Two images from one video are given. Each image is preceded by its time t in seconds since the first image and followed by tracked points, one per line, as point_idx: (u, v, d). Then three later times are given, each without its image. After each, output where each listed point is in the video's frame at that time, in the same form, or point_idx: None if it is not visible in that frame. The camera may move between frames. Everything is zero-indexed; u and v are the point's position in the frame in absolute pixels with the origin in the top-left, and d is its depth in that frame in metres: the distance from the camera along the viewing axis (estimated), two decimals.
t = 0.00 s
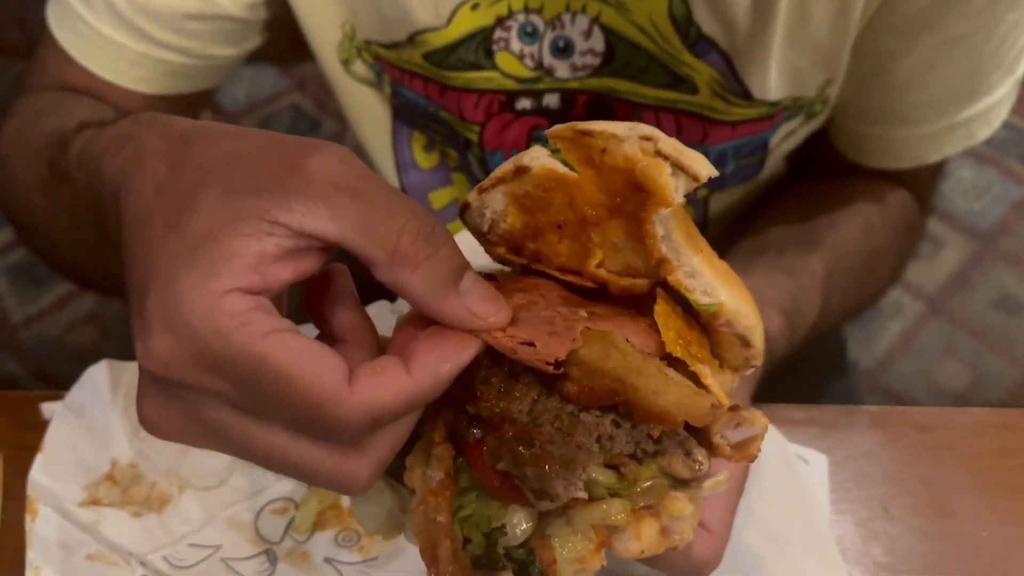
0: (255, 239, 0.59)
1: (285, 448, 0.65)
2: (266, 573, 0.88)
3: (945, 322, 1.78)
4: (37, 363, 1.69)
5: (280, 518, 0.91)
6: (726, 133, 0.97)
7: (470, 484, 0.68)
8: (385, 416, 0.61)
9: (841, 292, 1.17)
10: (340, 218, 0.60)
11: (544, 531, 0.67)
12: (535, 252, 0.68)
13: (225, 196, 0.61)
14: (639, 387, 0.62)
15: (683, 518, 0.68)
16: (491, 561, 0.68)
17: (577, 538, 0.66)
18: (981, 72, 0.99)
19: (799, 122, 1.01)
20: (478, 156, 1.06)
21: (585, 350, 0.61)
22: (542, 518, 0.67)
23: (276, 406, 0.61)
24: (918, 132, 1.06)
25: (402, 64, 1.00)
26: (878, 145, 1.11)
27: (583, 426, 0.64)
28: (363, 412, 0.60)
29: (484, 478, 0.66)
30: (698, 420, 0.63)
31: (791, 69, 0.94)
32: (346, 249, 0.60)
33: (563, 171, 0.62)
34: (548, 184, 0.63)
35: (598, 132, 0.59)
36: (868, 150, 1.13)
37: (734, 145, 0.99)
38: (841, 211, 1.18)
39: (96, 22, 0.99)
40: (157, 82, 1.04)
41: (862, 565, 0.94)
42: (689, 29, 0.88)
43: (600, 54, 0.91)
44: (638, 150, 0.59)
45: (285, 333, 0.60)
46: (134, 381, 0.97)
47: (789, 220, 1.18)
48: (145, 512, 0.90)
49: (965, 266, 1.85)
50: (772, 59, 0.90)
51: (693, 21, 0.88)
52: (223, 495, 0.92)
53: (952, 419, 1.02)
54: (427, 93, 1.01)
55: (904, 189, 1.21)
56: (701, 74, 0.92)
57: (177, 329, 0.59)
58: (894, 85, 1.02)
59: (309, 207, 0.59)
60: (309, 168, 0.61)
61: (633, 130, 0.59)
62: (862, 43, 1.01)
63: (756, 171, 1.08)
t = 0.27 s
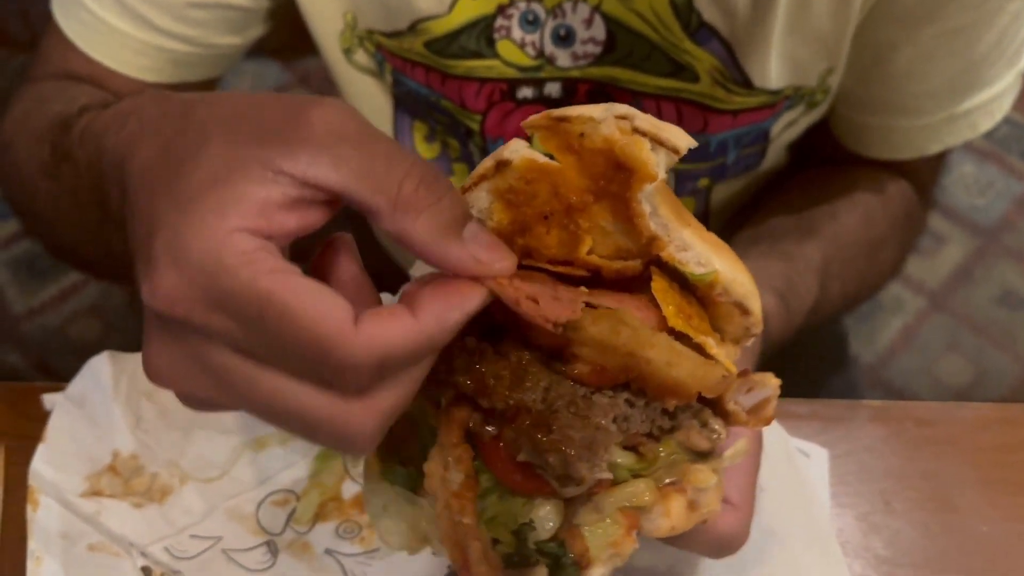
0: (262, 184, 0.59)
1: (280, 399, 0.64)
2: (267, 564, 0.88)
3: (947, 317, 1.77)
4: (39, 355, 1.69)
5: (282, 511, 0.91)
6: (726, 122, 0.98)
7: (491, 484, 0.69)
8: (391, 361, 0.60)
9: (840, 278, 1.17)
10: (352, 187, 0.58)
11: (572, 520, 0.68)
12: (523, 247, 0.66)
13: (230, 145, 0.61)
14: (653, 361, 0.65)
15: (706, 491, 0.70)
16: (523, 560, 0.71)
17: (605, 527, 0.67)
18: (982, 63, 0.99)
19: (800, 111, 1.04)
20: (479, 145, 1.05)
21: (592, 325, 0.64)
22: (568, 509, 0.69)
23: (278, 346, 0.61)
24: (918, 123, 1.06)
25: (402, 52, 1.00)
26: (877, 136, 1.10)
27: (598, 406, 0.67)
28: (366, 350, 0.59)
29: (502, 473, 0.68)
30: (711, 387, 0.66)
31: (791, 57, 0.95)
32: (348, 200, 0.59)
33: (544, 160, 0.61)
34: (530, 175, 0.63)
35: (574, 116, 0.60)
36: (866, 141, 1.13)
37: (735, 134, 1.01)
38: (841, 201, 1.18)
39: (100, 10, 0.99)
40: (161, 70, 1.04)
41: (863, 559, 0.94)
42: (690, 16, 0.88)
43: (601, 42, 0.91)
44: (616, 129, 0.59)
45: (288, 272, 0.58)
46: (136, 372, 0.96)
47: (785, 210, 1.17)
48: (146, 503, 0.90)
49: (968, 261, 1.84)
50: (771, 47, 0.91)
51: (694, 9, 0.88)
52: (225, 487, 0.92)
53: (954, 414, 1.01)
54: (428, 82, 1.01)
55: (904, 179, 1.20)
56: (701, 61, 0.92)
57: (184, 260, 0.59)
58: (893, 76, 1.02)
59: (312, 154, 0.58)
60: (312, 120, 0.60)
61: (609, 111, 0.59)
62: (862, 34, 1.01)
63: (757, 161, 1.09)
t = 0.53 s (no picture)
0: (286, 125, 0.57)
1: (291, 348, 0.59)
2: (274, 545, 0.89)
3: (950, 309, 1.78)
4: (43, 343, 1.69)
5: (287, 492, 0.92)
6: (732, 105, 0.99)
7: (516, 472, 0.69)
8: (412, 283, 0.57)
9: (842, 259, 1.17)
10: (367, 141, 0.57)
11: (601, 499, 0.68)
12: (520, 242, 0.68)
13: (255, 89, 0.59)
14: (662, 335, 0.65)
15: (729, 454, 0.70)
16: (554, 542, 0.67)
17: (632, 503, 0.67)
18: (987, 48, 1.00)
19: (804, 97, 1.05)
20: (485, 129, 1.05)
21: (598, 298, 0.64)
22: (592, 490, 0.68)
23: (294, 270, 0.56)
24: (922, 109, 1.07)
25: (409, 36, 0.99)
26: (880, 121, 1.11)
27: (613, 380, 0.67)
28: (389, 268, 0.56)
29: (525, 456, 0.68)
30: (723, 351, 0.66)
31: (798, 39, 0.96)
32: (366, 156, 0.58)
33: (534, 146, 0.64)
34: (522, 162, 0.65)
35: (558, 99, 0.62)
36: (870, 128, 1.13)
37: (740, 118, 1.01)
38: (842, 188, 1.18)
39: None
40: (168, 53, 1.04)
41: (865, 543, 0.94)
42: None
43: (607, 26, 0.91)
44: (601, 108, 0.61)
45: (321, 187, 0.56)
46: (143, 354, 0.96)
47: (789, 197, 1.18)
48: (153, 484, 0.90)
49: (970, 253, 1.85)
50: (777, 28, 0.92)
51: None
52: (231, 469, 0.92)
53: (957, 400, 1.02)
54: (435, 66, 1.01)
55: (908, 169, 1.21)
56: (707, 44, 0.93)
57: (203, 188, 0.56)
58: (898, 61, 1.03)
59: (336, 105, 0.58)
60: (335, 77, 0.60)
61: (592, 91, 0.61)
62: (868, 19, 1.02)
63: (762, 146, 1.09)
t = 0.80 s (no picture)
0: (287, 38, 0.52)
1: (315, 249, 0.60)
2: (284, 518, 0.90)
3: (952, 296, 1.78)
4: (49, 327, 1.70)
5: (297, 465, 0.94)
6: (742, 80, 1.05)
7: (535, 446, 0.74)
8: (427, 170, 0.53)
9: (848, 234, 1.22)
10: (379, 66, 0.51)
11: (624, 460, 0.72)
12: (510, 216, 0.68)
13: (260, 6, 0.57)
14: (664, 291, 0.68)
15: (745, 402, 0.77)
16: (581, 506, 0.73)
17: (655, 460, 0.72)
18: (989, 30, 1.10)
19: (813, 72, 1.14)
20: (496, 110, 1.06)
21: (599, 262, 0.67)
22: (614, 452, 0.72)
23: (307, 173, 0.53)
24: (930, 85, 1.15)
25: (422, 17, 1.00)
26: (883, 100, 1.21)
27: (621, 341, 0.69)
28: (401, 155, 0.51)
29: (546, 424, 0.72)
30: (725, 301, 0.69)
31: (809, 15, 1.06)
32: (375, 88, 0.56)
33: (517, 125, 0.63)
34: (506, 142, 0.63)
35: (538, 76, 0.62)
36: (877, 105, 1.22)
37: (749, 94, 1.08)
38: (845, 166, 1.25)
39: None
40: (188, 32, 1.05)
41: (869, 518, 0.95)
42: None
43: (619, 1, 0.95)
44: (580, 78, 0.61)
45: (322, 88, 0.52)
46: (154, 329, 0.93)
47: (789, 172, 1.27)
48: (165, 457, 0.91)
49: (973, 241, 1.85)
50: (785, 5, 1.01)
51: None
52: (241, 443, 0.94)
53: (961, 378, 1.03)
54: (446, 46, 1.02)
55: (907, 146, 1.27)
56: (719, 19, 0.98)
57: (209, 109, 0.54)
58: (906, 36, 1.13)
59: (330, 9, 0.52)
60: None
61: (569, 63, 0.61)
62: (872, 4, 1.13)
63: (771, 122, 1.17)
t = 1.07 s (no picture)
0: None
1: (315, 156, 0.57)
2: (287, 502, 0.90)
3: (953, 288, 1.78)
4: (51, 318, 1.70)
5: (299, 451, 0.94)
6: (746, 61, 1.06)
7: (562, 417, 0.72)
8: (473, 104, 0.54)
9: (842, 210, 1.23)
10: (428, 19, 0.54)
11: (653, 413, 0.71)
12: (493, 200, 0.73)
13: None
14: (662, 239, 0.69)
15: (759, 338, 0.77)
16: (620, 467, 0.71)
17: (686, 405, 0.70)
18: (993, 11, 1.10)
19: (817, 55, 1.14)
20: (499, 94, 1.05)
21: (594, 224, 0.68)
22: (642, 406, 0.71)
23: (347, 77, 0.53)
24: (931, 71, 1.15)
25: None
26: (886, 84, 1.20)
27: (628, 296, 0.69)
28: (463, 71, 0.53)
29: (569, 389, 0.70)
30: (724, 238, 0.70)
31: None
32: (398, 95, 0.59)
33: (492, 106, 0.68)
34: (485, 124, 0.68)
35: (501, 54, 0.68)
36: (880, 89, 1.21)
37: (753, 75, 1.08)
38: (845, 150, 1.26)
39: None
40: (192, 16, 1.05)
41: (872, 505, 0.96)
42: None
43: None
44: (538, 47, 0.67)
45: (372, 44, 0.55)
46: (157, 316, 0.94)
47: (790, 157, 1.27)
48: (167, 442, 0.91)
49: (974, 233, 1.85)
50: None
51: None
52: (244, 429, 0.94)
53: (964, 365, 1.02)
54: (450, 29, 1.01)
55: (908, 130, 1.27)
56: None
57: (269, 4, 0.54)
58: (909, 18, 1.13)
59: None
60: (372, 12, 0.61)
61: (527, 36, 0.67)
62: None
63: (775, 105, 1.18)
